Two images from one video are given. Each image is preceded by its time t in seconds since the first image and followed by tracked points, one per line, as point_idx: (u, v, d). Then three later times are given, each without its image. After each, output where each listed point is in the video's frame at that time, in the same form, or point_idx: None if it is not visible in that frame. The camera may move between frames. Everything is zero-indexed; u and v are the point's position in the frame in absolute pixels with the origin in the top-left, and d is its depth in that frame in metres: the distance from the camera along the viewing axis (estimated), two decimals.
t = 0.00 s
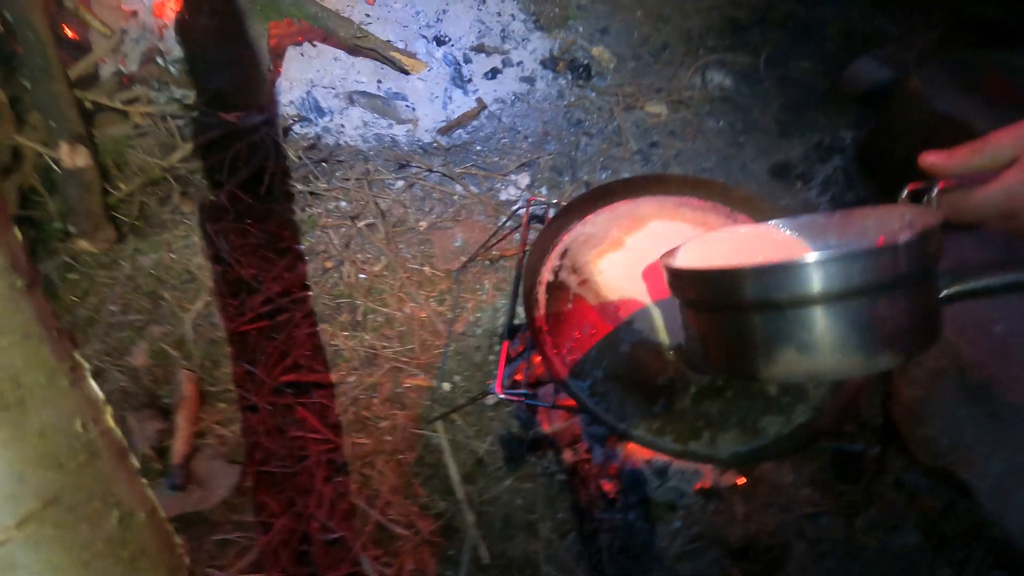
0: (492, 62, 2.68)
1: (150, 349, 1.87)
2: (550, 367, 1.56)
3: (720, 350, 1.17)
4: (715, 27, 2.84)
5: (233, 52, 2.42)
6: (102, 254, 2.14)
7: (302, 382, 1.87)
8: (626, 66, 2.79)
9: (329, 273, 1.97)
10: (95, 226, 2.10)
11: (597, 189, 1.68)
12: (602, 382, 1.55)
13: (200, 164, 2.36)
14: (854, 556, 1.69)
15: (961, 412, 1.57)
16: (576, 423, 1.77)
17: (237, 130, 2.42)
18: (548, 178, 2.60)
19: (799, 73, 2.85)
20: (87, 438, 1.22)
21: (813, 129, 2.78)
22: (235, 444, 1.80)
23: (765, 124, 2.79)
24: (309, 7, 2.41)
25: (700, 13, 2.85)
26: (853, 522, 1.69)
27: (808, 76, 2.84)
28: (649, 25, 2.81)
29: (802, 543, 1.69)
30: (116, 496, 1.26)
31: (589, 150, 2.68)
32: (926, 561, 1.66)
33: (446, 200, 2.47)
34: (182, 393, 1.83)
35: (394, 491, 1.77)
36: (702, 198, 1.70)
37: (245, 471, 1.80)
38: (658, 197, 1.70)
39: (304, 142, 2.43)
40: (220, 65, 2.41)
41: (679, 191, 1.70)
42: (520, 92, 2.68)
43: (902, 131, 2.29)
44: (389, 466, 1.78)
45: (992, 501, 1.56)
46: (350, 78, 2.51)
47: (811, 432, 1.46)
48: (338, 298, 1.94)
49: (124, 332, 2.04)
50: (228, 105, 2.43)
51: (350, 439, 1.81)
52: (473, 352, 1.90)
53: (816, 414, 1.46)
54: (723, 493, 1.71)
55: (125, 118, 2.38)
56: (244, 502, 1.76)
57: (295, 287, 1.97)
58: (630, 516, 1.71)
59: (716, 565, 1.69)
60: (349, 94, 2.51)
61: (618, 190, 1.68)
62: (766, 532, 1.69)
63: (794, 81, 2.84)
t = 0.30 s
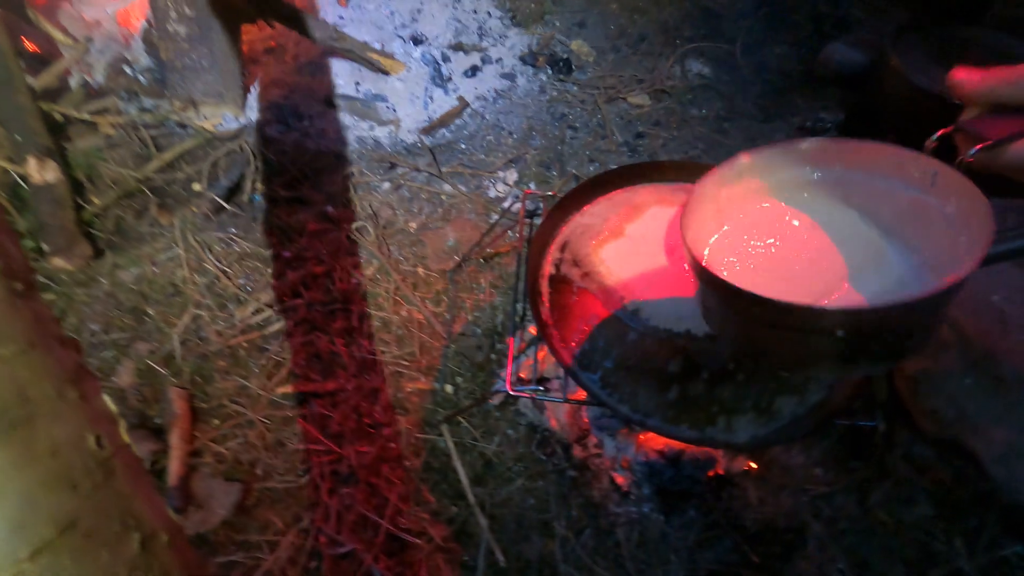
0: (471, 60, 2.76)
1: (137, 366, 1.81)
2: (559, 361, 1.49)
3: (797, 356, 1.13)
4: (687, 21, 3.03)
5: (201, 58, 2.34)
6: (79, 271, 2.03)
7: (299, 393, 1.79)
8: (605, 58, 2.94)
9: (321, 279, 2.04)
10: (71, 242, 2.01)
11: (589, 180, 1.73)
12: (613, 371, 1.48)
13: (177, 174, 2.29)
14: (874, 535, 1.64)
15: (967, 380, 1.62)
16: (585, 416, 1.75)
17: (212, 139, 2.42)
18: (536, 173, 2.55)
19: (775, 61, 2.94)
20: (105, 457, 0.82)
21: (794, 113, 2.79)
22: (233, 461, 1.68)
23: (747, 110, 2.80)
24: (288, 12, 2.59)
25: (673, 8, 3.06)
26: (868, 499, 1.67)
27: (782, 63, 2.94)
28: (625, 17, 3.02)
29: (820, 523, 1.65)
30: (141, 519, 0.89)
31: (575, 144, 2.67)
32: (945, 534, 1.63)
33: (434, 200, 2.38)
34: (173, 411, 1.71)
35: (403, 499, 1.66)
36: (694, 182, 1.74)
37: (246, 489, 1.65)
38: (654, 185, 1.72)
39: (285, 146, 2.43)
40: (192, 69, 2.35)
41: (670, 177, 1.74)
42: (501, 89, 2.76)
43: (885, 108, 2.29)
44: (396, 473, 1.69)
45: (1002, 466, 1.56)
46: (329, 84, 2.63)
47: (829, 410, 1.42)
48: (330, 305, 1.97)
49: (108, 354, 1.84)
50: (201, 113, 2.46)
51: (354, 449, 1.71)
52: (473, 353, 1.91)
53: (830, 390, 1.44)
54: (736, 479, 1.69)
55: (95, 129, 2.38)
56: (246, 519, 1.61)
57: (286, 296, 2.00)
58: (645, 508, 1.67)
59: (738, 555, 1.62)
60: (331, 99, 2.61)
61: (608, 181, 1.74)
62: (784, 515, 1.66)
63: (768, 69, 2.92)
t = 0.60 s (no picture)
0: (451, 68, 2.82)
1: (127, 394, 1.78)
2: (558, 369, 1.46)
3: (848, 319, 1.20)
4: (663, 23, 3.08)
5: (175, 74, 2.37)
6: (62, 299, 1.99)
7: (295, 412, 1.78)
8: (584, 62, 2.96)
9: (311, 295, 2.02)
10: (53, 269, 1.96)
11: (577, 185, 1.71)
12: (611, 376, 1.47)
13: (158, 196, 2.26)
14: (871, 525, 1.66)
15: (952, 366, 1.68)
16: (582, 422, 1.75)
17: (193, 158, 2.38)
18: (522, 180, 2.56)
19: (750, 59, 2.99)
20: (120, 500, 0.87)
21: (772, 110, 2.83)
22: (230, 486, 1.66)
23: (726, 110, 2.85)
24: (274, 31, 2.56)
25: (649, 10, 3.12)
26: (864, 490, 1.70)
27: (758, 61, 2.99)
28: (601, 21, 3.07)
29: (817, 516, 1.67)
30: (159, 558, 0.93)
31: (559, 149, 2.68)
32: (940, 521, 1.65)
33: (421, 211, 2.37)
34: (165, 438, 1.67)
35: (405, 514, 1.65)
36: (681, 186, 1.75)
37: (245, 514, 1.63)
38: (641, 188, 1.74)
39: (268, 163, 2.41)
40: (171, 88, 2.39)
41: (659, 180, 1.75)
42: (482, 96, 2.77)
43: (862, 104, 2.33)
44: (397, 489, 1.68)
45: (991, 452, 1.60)
46: (309, 97, 2.63)
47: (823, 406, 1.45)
48: (322, 322, 1.96)
49: (96, 382, 1.81)
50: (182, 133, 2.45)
51: (352, 466, 1.69)
52: (468, 363, 1.91)
53: (825, 386, 1.45)
54: (735, 476, 1.71)
55: (73, 154, 2.35)
56: (246, 545, 1.60)
57: (276, 315, 1.98)
58: (646, 510, 1.69)
59: (740, 553, 1.64)
60: (313, 113, 2.60)
61: (599, 184, 1.71)
62: (782, 510, 1.68)
63: (745, 67, 2.97)
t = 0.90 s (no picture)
0: (434, 70, 2.81)
1: (111, 406, 1.76)
2: (546, 370, 1.44)
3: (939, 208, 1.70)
4: (645, 21, 3.10)
5: (155, 82, 2.35)
6: (42, 312, 1.96)
7: (282, 420, 1.77)
8: (566, 61, 2.97)
9: (297, 301, 2.01)
10: (31, 282, 1.94)
11: (562, 185, 1.72)
12: (597, 377, 1.48)
13: (139, 204, 2.23)
14: (858, 515, 1.67)
15: (935, 357, 1.70)
16: (571, 422, 1.74)
17: (174, 165, 2.36)
18: (507, 180, 2.57)
19: (731, 56, 3.00)
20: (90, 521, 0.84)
21: (754, 106, 2.85)
22: (217, 496, 1.64)
23: (709, 106, 2.86)
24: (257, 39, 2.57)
25: (631, 8, 3.13)
26: (851, 481, 1.71)
27: (740, 57, 3.00)
28: (583, 20, 3.08)
29: (806, 508, 1.68)
30: None
31: (543, 148, 2.69)
32: (926, 509, 1.67)
33: (406, 214, 2.36)
34: (150, 450, 1.65)
35: (396, 520, 1.64)
36: (663, 185, 1.76)
37: (233, 524, 1.61)
38: (623, 188, 1.76)
39: (251, 169, 2.40)
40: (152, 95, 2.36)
41: (642, 179, 1.76)
42: (466, 97, 2.77)
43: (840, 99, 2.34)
44: (386, 494, 1.67)
45: (972, 439, 1.60)
46: (292, 101, 2.62)
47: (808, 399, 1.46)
48: (308, 328, 1.95)
49: (79, 396, 1.79)
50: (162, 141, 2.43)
51: (341, 473, 1.68)
52: (456, 365, 1.90)
53: (809, 379, 1.46)
54: (724, 471, 1.72)
55: (51, 165, 2.32)
56: (235, 555, 1.58)
57: (262, 322, 1.96)
58: (636, 507, 1.69)
59: (730, 547, 1.65)
60: (295, 117, 2.59)
61: (583, 185, 1.73)
62: (770, 503, 1.69)
63: (727, 63, 2.98)
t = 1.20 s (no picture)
0: (421, 71, 2.80)
1: (91, 413, 1.75)
2: (523, 377, 1.44)
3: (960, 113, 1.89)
4: (634, 21, 3.09)
5: (139, 84, 2.36)
6: (23, 318, 1.94)
7: (263, 426, 1.76)
8: (555, 62, 2.96)
9: (279, 306, 2.00)
10: (11, 288, 1.93)
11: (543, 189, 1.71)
12: (576, 382, 1.49)
13: (122, 209, 2.21)
14: (840, 518, 1.68)
15: (916, 360, 1.70)
16: (554, 427, 1.75)
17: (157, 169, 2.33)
18: (493, 182, 2.56)
19: (720, 56, 3.00)
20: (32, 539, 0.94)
21: (742, 106, 2.84)
22: (197, 504, 1.63)
23: (697, 107, 2.84)
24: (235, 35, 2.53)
25: (620, 8, 3.12)
26: (833, 483, 1.72)
27: (729, 56, 3.00)
28: (572, 20, 3.07)
29: (788, 511, 1.68)
30: None
31: (530, 150, 2.68)
32: (907, 511, 1.67)
33: (391, 217, 2.36)
34: (131, 457, 1.65)
35: (377, 526, 1.64)
36: (645, 188, 1.75)
37: (213, 531, 1.61)
38: (606, 191, 1.74)
39: (235, 173, 2.38)
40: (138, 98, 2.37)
41: (625, 181, 1.75)
42: (453, 98, 2.76)
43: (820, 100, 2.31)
44: (369, 500, 1.68)
45: (953, 441, 1.62)
46: (278, 103, 2.59)
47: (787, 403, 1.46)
48: (291, 333, 1.94)
49: (58, 403, 1.78)
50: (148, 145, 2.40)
51: (323, 479, 1.68)
52: (439, 369, 1.89)
53: (786, 384, 1.47)
54: (706, 474, 1.72)
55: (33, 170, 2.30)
56: (215, 563, 1.57)
57: (244, 327, 1.95)
58: (618, 511, 1.69)
59: (711, 550, 1.65)
60: (281, 119, 2.57)
61: (565, 188, 1.71)
62: (752, 506, 1.69)
63: (715, 63, 2.98)
